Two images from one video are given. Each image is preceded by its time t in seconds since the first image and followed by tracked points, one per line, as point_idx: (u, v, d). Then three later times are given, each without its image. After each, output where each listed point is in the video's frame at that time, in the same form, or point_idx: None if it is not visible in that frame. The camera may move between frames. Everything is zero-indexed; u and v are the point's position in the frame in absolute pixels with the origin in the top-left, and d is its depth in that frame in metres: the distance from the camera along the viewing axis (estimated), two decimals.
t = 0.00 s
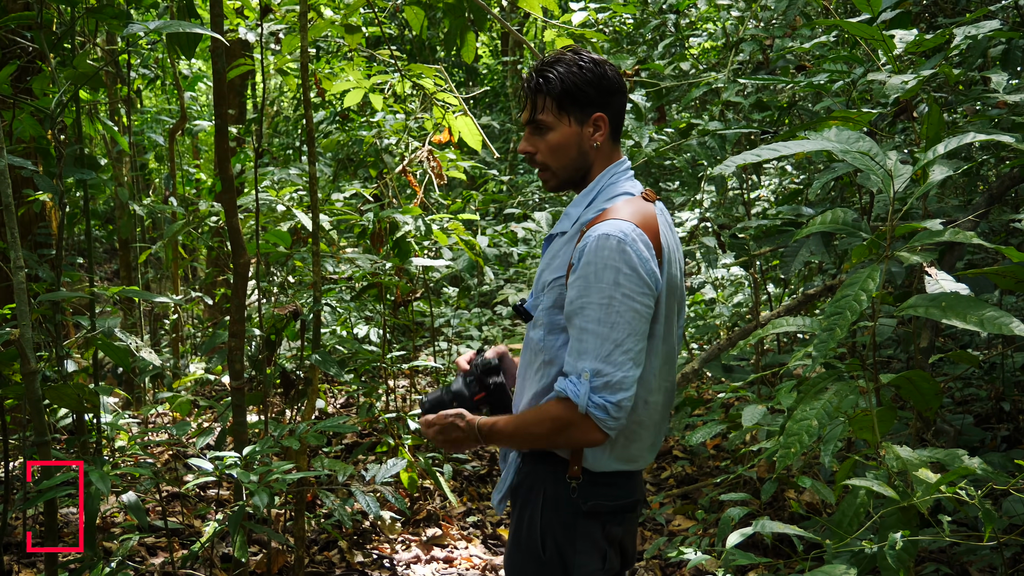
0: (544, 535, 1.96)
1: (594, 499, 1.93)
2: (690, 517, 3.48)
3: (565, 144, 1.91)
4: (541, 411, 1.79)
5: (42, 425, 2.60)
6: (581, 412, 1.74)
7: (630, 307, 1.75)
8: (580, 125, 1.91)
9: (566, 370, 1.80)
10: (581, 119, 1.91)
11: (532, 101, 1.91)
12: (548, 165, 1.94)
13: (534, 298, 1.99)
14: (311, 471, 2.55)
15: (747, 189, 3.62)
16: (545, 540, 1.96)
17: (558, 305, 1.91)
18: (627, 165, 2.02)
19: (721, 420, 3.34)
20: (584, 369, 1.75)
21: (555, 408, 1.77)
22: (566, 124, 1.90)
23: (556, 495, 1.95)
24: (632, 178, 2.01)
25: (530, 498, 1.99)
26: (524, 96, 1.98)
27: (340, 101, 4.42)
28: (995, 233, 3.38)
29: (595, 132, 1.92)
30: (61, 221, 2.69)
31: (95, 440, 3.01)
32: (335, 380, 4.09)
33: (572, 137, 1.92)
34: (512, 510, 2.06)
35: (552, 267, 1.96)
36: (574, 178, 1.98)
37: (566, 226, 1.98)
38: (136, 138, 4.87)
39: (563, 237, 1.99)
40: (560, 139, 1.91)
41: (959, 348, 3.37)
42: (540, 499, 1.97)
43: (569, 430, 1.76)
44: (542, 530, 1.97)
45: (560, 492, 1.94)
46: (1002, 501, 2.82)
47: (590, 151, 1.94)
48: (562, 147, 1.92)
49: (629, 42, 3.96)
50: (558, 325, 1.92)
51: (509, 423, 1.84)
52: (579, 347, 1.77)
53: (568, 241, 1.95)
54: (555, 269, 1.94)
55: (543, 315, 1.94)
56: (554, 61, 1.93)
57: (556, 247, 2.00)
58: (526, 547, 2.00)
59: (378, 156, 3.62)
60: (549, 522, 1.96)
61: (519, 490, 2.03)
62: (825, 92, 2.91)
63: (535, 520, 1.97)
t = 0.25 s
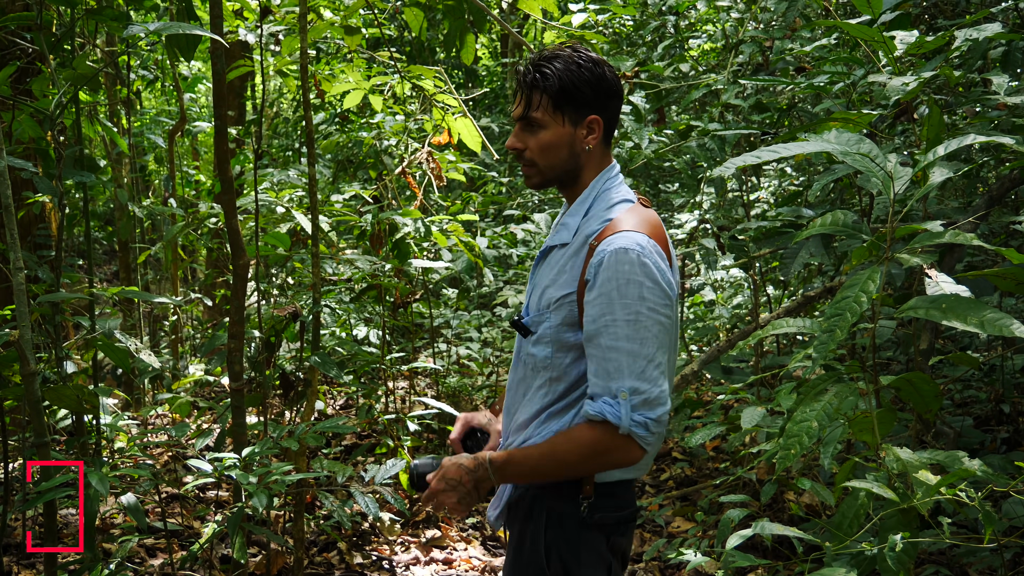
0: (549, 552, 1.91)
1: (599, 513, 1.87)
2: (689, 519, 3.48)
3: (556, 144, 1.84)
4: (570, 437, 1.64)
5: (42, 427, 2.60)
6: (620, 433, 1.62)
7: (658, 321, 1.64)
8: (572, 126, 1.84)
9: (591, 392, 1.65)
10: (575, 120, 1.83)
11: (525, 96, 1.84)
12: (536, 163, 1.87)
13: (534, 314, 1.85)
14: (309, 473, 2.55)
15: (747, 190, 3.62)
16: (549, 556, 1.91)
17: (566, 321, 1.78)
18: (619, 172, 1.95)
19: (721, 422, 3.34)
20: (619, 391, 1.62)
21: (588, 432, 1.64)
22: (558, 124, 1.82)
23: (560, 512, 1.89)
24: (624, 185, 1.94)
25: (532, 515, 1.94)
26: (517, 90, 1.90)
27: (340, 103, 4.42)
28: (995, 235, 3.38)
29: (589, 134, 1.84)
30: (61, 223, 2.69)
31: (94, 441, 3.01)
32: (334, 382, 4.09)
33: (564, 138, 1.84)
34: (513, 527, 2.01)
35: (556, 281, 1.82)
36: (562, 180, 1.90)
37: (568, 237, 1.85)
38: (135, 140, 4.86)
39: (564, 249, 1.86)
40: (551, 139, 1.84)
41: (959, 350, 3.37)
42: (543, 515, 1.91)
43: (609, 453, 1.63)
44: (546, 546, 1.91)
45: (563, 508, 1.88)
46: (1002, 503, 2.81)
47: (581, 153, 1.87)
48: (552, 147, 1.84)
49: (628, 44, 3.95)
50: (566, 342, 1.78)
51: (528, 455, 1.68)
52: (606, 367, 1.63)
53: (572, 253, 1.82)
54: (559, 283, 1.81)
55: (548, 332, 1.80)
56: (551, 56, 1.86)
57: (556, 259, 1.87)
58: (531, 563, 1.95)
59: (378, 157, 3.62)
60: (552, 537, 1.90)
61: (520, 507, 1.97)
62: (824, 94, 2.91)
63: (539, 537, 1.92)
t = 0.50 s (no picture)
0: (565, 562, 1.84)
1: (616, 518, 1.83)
2: (689, 520, 3.47)
3: (550, 142, 1.83)
4: (620, 453, 1.59)
5: (41, 428, 2.59)
6: (671, 440, 1.59)
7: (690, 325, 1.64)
8: (567, 125, 1.83)
9: (632, 403, 1.60)
10: (571, 118, 1.84)
11: (522, 91, 1.83)
12: (526, 161, 1.86)
13: (545, 327, 1.78)
14: (309, 475, 2.55)
15: (746, 191, 3.62)
16: (566, 565, 1.84)
17: (585, 333, 1.73)
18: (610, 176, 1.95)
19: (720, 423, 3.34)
20: (666, 400, 1.59)
21: (637, 447, 1.59)
22: (554, 122, 1.82)
23: (577, 520, 1.81)
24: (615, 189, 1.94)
25: (545, 526, 1.83)
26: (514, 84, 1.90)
27: (339, 104, 4.41)
28: (995, 235, 3.37)
29: (583, 135, 1.84)
30: (60, 225, 2.69)
31: (94, 443, 3.01)
32: (334, 383, 4.09)
33: (558, 136, 1.84)
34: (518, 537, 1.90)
35: (569, 293, 1.76)
36: (552, 180, 1.89)
37: (575, 246, 1.79)
38: (134, 141, 4.86)
39: (571, 258, 1.80)
40: (544, 137, 1.83)
41: (959, 350, 3.37)
42: (562, 526, 1.82)
43: (660, 463, 1.59)
44: (564, 556, 1.83)
45: (582, 518, 1.81)
46: (1003, 503, 2.81)
47: (574, 154, 1.86)
48: (545, 146, 1.84)
49: (627, 44, 3.94)
50: (585, 354, 1.74)
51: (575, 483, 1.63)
52: (649, 377, 1.59)
53: (584, 262, 1.77)
54: (574, 294, 1.75)
55: (565, 346, 1.74)
56: (550, 52, 1.87)
57: (564, 270, 1.80)
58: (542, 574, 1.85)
59: (377, 158, 3.61)
60: (570, 547, 1.83)
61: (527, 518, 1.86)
62: (824, 95, 2.90)
63: (555, 548, 1.83)
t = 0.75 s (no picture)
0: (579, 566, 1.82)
1: (624, 519, 1.87)
2: (688, 522, 3.47)
3: (544, 142, 1.83)
4: (630, 435, 1.59)
5: (41, 429, 2.60)
6: (682, 436, 1.62)
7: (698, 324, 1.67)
8: (561, 125, 1.84)
9: (644, 397, 1.62)
10: (566, 119, 1.85)
11: (518, 90, 1.84)
12: (520, 161, 1.85)
13: (555, 334, 1.76)
14: (309, 476, 2.55)
15: (746, 194, 3.60)
16: (581, 569, 1.82)
17: (598, 337, 1.73)
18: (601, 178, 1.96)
19: (720, 424, 3.34)
20: (679, 396, 1.62)
21: (649, 431, 1.60)
22: (550, 122, 1.83)
23: (592, 523, 1.82)
24: (608, 190, 1.95)
25: (561, 529, 1.81)
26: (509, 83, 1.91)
27: (339, 105, 4.41)
28: (995, 238, 3.37)
29: (578, 136, 1.85)
30: (60, 225, 2.69)
31: (93, 443, 3.01)
32: (334, 384, 4.08)
33: (552, 137, 1.84)
34: (526, 545, 1.85)
35: (580, 298, 1.75)
36: (546, 181, 1.89)
37: (583, 251, 1.77)
38: (134, 142, 4.86)
39: (579, 263, 1.78)
40: (539, 137, 1.83)
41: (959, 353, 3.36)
42: (576, 528, 1.81)
43: (666, 454, 1.60)
44: (578, 558, 1.82)
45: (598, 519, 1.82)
46: (1003, 506, 2.81)
47: (569, 155, 1.86)
48: (540, 146, 1.84)
49: (627, 46, 3.94)
50: (597, 359, 1.74)
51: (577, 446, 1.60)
52: (661, 373, 1.62)
53: (594, 267, 1.75)
54: (586, 299, 1.74)
55: (579, 351, 1.74)
56: (546, 53, 1.88)
57: (571, 276, 1.79)
58: None
59: (377, 159, 3.61)
60: (584, 549, 1.82)
61: (538, 523, 1.83)
62: (825, 97, 2.89)
63: (572, 552, 1.81)
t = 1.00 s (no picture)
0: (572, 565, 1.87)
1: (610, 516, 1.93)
2: (687, 523, 3.48)
3: (536, 142, 1.87)
4: (588, 383, 1.65)
5: (41, 429, 2.60)
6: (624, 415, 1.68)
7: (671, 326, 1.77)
8: (553, 127, 1.88)
9: (603, 365, 1.72)
10: (558, 120, 1.89)
11: (512, 91, 1.88)
12: (511, 162, 1.88)
13: (549, 330, 1.84)
14: (309, 477, 2.55)
15: (746, 195, 3.51)
16: (573, 568, 1.88)
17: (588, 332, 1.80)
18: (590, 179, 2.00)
19: (719, 426, 3.34)
20: (636, 377, 1.71)
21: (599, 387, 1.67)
22: (542, 124, 1.87)
23: (584, 523, 1.87)
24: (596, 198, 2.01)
25: (554, 531, 1.85)
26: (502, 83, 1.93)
27: (339, 106, 4.41)
28: (995, 240, 3.37)
29: (570, 137, 1.90)
30: (60, 226, 2.69)
31: (93, 444, 3.01)
32: (333, 385, 4.08)
33: (543, 138, 1.88)
34: (519, 547, 1.88)
35: (574, 295, 1.83)
36: (535, 182, 1.92)
37: (577, 251, 1.85)
38: (134, 142, 4.86)
39: (571, 262, 1.85)
40: (530, 138, 1.87)
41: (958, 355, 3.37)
42: (569, 528, 1.85)
43: (599, 416, 1.65)
44: (570, 556, 1.87)
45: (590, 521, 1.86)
46: (1003, 509, 2.82)
47: (559, 156, 1.90)
48: (532, 146, 1.87)
49: (628, 48, 3.93)
50: (583, 350, 1.82)
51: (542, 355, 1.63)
52: (626, 353, 1.71)
53: (587, 266, 1.84)
54: (577, 293, 1.83)
55: (571, 347, 1.82)
56: (538, 55, 1.93)
57: (563, 273, 1.86)
58: None
59: (377, 160, 3.61)
60: (576, 547, 1.87)
61: (531, 525, 1.86)
62: (826, 99, 2.89)
63: (565, 552, 1.86)
